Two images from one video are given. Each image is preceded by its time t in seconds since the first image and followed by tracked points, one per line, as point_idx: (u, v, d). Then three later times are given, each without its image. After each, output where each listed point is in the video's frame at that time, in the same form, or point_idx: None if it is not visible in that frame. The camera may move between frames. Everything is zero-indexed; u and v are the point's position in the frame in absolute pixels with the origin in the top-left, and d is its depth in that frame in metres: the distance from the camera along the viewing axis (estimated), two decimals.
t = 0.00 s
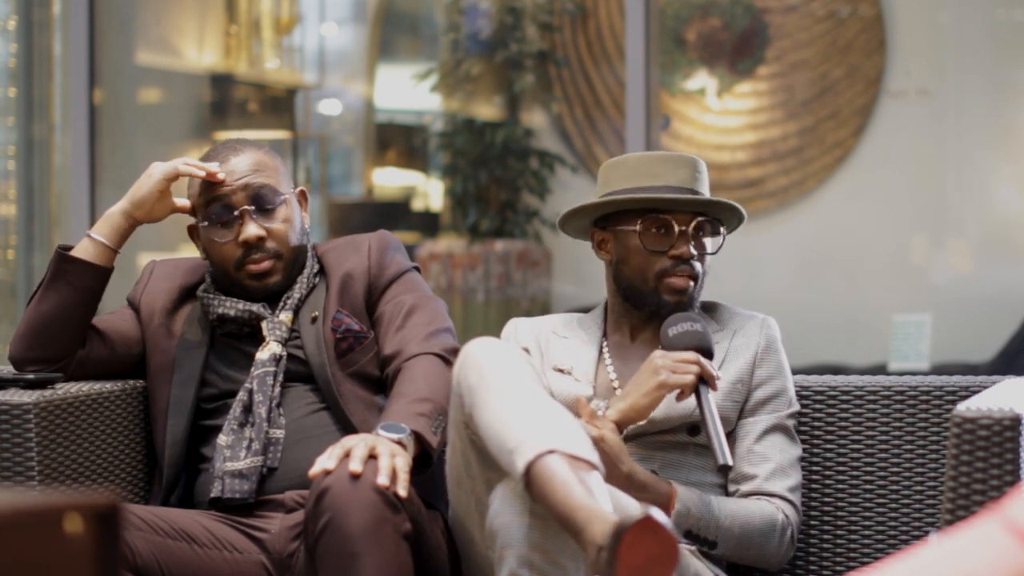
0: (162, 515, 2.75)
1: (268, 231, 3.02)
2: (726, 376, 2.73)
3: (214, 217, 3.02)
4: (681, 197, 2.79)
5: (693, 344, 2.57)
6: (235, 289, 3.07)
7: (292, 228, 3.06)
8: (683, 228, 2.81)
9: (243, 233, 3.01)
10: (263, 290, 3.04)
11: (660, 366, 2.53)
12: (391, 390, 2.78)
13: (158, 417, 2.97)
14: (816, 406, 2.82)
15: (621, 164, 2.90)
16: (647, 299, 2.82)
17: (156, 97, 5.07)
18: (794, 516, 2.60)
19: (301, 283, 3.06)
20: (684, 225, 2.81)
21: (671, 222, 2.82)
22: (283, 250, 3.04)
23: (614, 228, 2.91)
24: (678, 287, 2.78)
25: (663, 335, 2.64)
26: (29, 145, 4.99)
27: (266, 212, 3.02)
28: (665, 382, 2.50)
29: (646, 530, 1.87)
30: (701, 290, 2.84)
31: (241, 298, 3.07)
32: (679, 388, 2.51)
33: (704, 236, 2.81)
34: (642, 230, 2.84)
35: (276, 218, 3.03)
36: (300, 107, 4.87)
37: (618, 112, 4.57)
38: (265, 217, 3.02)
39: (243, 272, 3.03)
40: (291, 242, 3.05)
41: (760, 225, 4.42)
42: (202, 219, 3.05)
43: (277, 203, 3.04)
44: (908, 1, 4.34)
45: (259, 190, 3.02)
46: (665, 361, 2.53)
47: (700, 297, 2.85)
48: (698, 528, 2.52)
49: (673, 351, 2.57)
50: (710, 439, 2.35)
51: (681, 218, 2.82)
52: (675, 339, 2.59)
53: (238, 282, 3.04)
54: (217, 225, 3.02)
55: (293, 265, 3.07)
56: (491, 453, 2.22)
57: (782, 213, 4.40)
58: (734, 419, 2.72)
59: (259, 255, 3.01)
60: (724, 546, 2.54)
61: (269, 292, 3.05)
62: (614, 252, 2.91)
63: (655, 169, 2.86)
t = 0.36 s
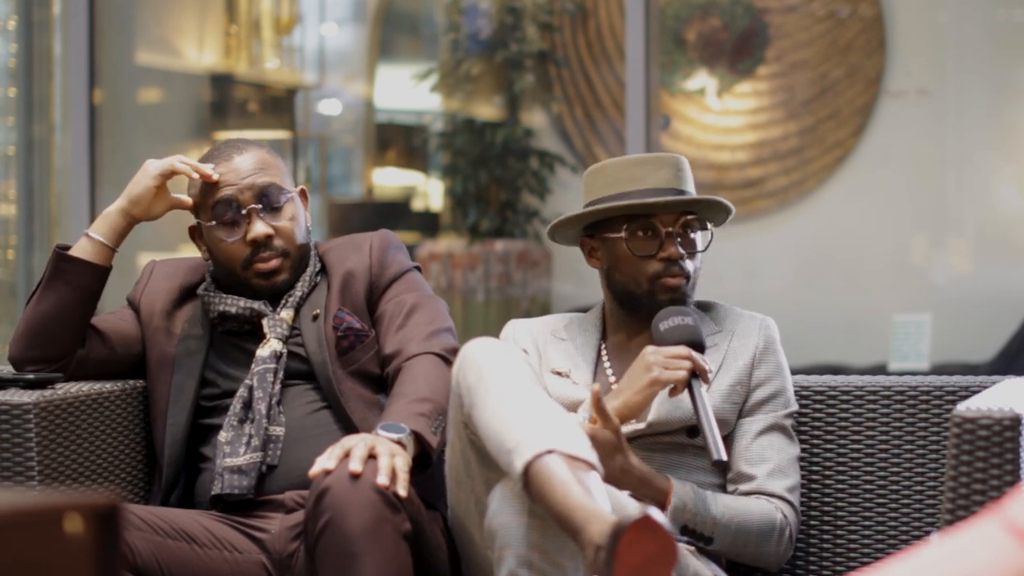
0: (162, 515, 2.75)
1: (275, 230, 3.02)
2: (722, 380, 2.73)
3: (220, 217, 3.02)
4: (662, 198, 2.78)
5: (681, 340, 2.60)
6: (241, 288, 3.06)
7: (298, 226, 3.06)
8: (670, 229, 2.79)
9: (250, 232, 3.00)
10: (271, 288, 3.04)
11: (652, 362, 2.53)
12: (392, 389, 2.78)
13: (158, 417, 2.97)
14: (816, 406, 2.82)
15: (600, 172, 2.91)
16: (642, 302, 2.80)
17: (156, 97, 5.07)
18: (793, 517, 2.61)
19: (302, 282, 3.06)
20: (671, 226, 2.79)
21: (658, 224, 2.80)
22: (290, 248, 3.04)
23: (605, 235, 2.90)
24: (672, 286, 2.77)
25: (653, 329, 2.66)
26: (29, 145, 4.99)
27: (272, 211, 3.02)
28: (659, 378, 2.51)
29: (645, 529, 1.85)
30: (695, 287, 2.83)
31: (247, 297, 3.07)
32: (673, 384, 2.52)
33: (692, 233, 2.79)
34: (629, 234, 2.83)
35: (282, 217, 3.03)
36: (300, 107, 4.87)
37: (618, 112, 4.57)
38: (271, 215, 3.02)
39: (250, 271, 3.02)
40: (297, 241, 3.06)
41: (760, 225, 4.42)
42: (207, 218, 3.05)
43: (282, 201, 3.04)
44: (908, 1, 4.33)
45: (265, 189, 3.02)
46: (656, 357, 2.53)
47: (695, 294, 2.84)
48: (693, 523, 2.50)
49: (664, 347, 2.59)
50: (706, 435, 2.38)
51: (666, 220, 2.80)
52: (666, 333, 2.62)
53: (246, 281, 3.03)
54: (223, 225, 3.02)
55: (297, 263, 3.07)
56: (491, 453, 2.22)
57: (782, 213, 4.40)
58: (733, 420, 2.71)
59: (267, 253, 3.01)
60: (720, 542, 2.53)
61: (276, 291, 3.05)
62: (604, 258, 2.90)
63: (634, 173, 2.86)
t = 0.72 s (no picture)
0: (162, 515, 2.75)
1: (282, 226, 3.02)
2: (725, 379, 2.72)
3: (228, 214, 3.03)
4: (665, 203, 2.76)
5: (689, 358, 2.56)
6: (249, 287, 3.06)
7: (304, 223, 3.06)
8: (672, 231, 2.79)
9: (258, 228, 3.00)
10: (279, 284, 3.04)
11: (657, 379, 2.51)
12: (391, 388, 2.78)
13: (158, 417, 2.97)
14: (816, 406, 2.82)
15: (606, 169, 2.89)
16: (645, 305, 2.80)
17: (156, 97, 5.07)
18: (792, 518, 2.60)
19: (303, 282, 3.06)
20: (674, 228, 2.79)
21: (661, 227, 2.80)
22: (297, 245, 3.04)
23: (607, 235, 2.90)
24: (675, 288, 2.77)
25: (665, 346, 2.63)
26: (29, 145, 4.97)
27: (279, 207, 3.02)
28: (660, 397, 2.49)
29: (650, 530, 1.86)
30: (696, 290, 2.84)
31: (255, 296, 3.07)
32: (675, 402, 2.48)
33: (695, 237, 2.79)
34: (632, 236, 2.83)
35: (289, 213, 3.03)
36: (300, 107, 4.87)
37: (618, 112, 4.57)
38: (279, 212, 3.02)
39: (258, 267, 3.02)
40: (304, 237, 3.06)
41: (760, 225, 4.42)
42: (215, 217, 3.05)
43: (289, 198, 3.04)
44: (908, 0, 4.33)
45: (271, 186, 3.02)
46: (661, 374, 2.51)
47: (696, 293, 2.84)
48: (692, 527, 2.51)
49: (673, 363, 2.56)
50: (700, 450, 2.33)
51: (670, 221, 2.80)
52: (676, 351, 2.59)
53: (254, 278, 3.03)
54: (230, 223, 3.02)
55: (304, 260, 3.07)
56: (492, 453, 2.22)
57: (782, 213, 4.41)
58: (733, 421, 2.72)
59: (274, 250, 3.01)
60: (719, 546, 2.53)
61: (284, 287, 3.05)
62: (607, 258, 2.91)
63: (640, 173, 2.85)
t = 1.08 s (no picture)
0: (162, 515, 2.75)
1: (279, 227, 3.02)
2: (723, 377, 2.73)
3: (224, 215, 3.02)
4: (644, 204, 2.77)
5: (692, 360, 2.55)
6: (247, 287, 3.06)
7: (301, 223, 3.06)
8: (654, 231, 2.79)
9: (254, 230, 3.00)
10: (276, 286, 3.04)
11: (660, 382, 2.51)
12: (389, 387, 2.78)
13: (158, 417, 2.97)
14: (816, 406, 2.82)
15: (585, 176, 2.91)
16: (632, 306, 2.81)
17: (156, 97, 5.07)
18: (793, 519, 2.60)
19: (303, 283, 3.06)
20: (657, 227, 2.80)
21: (642, 227, 2.81)
22: (294, 246, 3.05)
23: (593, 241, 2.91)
24: (662, 288, 2.77)
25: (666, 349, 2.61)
26: (29, 145, 4.97)
27: (276, 208, 3.02)
28: (664, 399, 2.49)
29: (658, 530, 1.85)
30: (687, 286, 2.83)
31: (253, 297, 3.07)
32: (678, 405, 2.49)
33: (678, 233, 2.79)
34: (615, 239, 2.84)
35: (286, 214, 3.03)
36: (300, 107, 4.87)
37: (618, 112, 4.57)
38: (275, 212, 3.02)
39: (255, 268, 3.02)
40: (301, 239, 3.06)
41: (760, 225, 4.42)
42: (212, 217, 3.05)
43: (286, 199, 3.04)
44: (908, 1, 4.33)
45: (268, 186, 3.02)
46: (664, 377, 2.51)
47: (687, 291, 2.83)
48: (694, 529, 2.51)
49: (675, 366, 2.55)
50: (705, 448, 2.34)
51: (651, 221, 2.80)
52: (677, 354, 2.57)
53: (251, 280, 3.03)
54: (227, 223, 3.02)
55: (302, 261, 3.08)
56: (496, 453, 2.22)
57: (782, 213, 4.41)
58: (733, 420, 2.72)
59: (271, 250, 3.01)
60: (721, 546, 2.53)
61: (282, 288, 3.05)
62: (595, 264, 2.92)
63: (618, 175, 2.86)
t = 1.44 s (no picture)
0: (162, 515, 2.75)
1: (271, 228, 3.02)
2: (724, 377, 2.73)
3: (216, 216, 3.02)
4: (653, 201, 2.77)
5: (694, 362, 2.56)
6: (241, 288, 3.06)
7: (294, 224, 3.06)
8: (661, 229, 2.80)
9: (247, 231, 3.00)
10: (269, 287, 3.04)
11: (660, 384, 2.51)
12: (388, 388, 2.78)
13: (157, 417, 2.97)
14: (816, 406, 2.82)
15: (594, 172, 2.91)
16: (637, 303, 2.80)
17: (156, 97, 5.07)
18: (793, 518, 2.60)
19: (302, 283, 3.06)
20: (664, 226, 2.80)
21: (649, 224, 2.81)
22: (287, 248, 3.04)
23: (598, 237, 2.92)
24: (665, 287, 2.77)
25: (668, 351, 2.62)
26: (29, 145, 4.97)
27: (269, 209, 3.02)
28: (665, 400, 2.49)
29: (654, 530, 1.85)
30: (691, 287, 2.83)
31: (248, 298, 3.07)
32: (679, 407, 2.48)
33: (685, 234, 2.79)
34: (621, 236, 2.84)
35: (279, 215, 3.03)
36: (300, 108, 4.87)
37: (618, 112, 4.56)
38: (268, 213, 3.02)
39: (247, 270, 3.02)
40: (294, 240, 3.06)
41: (760, 225, 4.42)
42: (206, 218, 3.06)
43: (280, 200, 3.04)
44: (908, 0, 4.33)
45: (262, 188, 3.02)
46: (666, 379, 2.51)
47: (691, 292, 2.84)
48: (694, 528, 2.51)
49: (676, 368, 2.55)
50: (705, 451, 2.34)
51: (658, 219, 2.81)
52: (678, 356, 2.58)
53: (246, 282, 3.03)
54: (219, 224, 3.02)
55: (296, 263, 3.07)
56: (495, 453, 2.22)
57: (782, 213, 4.41)
58: (733, 420, 2.72)
59: (263, 251, 3.01)
60: (720, 546, 2.53)
61: (275, 290, 3.05)
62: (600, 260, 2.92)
63: (626, 174, 2.85)
